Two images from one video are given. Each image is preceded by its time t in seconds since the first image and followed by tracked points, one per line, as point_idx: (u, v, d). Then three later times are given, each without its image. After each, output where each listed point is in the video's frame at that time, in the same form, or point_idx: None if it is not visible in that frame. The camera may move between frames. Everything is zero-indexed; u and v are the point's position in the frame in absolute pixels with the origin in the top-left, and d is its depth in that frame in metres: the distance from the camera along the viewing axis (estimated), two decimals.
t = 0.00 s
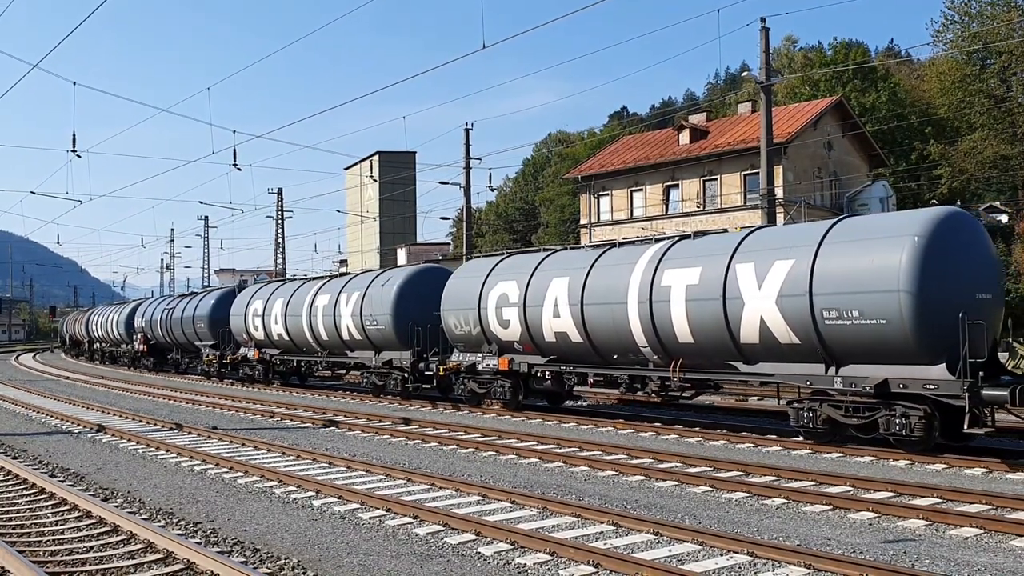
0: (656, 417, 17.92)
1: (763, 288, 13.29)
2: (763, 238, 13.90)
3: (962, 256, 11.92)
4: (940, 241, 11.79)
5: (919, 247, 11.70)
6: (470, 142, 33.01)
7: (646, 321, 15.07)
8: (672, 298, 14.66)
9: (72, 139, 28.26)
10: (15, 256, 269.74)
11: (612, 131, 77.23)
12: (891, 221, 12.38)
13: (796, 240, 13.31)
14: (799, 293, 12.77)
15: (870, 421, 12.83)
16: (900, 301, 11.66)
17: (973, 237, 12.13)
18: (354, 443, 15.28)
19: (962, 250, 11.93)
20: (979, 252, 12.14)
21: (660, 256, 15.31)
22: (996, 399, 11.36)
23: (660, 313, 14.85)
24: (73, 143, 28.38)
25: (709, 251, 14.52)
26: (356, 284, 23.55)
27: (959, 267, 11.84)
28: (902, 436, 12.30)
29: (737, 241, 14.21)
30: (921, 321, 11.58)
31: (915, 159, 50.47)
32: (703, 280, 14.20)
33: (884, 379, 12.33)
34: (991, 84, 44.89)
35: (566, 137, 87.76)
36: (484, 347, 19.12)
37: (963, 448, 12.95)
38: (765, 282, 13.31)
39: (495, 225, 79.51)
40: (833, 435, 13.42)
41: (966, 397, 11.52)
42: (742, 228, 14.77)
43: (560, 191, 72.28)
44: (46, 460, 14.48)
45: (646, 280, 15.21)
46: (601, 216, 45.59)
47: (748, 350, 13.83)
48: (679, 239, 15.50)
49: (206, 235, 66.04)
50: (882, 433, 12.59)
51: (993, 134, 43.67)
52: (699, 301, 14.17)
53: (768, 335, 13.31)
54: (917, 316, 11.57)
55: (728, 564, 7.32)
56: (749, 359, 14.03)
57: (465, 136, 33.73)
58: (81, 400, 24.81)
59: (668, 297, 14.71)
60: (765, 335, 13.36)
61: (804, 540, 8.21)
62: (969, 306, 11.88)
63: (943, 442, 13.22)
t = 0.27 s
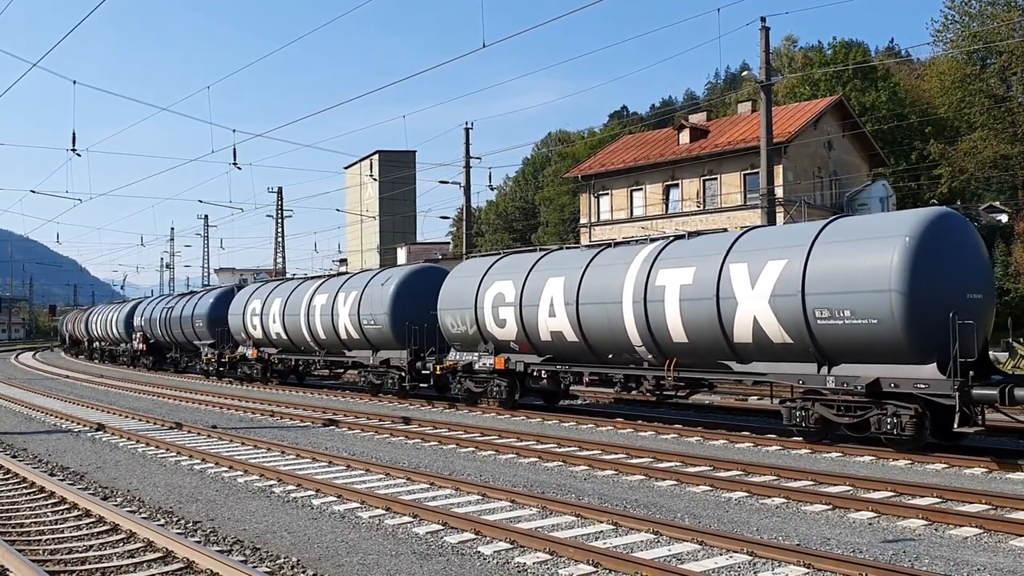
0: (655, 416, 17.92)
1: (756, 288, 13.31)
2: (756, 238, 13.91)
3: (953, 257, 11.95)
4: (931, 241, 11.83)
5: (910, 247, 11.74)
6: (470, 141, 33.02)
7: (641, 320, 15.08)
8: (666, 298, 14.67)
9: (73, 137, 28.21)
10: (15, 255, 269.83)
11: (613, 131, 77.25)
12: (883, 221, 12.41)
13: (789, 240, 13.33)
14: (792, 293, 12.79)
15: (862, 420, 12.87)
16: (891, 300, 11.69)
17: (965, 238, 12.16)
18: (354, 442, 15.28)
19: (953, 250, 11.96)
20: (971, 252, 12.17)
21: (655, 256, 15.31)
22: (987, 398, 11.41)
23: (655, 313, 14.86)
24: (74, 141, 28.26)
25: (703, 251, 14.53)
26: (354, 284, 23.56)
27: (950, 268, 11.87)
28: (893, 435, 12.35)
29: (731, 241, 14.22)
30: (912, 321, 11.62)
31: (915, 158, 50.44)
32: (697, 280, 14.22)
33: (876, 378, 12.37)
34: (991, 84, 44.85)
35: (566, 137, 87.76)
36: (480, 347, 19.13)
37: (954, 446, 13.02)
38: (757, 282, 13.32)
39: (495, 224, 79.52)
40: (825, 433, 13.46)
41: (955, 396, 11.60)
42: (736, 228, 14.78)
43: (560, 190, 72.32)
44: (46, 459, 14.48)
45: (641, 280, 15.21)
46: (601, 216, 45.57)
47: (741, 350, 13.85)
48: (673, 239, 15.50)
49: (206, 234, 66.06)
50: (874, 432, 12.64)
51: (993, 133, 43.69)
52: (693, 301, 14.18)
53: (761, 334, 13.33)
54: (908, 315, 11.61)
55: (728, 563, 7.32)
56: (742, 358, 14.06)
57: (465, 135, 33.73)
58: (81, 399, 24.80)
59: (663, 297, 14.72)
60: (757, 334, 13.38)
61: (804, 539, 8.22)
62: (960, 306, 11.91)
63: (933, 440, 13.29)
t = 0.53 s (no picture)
0: (655, 416, 17.92)
1: (749, 288, 13.34)
2: (749, 239, 13.93)
3: (944, 258, 12.01)
4: (921, 243, 11.89)
5: (901, 248, 11.80)
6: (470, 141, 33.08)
7: (635, 320, 15.10)
8: (660, 298, 14.69)
9: (73, 137, 28.17)
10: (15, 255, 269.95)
11: (613, 131, 77.28)
12: (875, 222, 12.47)
13: (782, 241, 13.36)
14: (785, 293, 12.83)
15: (854, 420, 12.94)
16: (882, 300, 11.76)
17: (955, 239, 12.23)
18: (354, 442, 15.28)
19: (944, 251, 12.03)
20: (961, 254, 12.23)
21: (650, 257, 15.32)
22: (978, 398, 11.49)
23: (649, 313, 14.87)
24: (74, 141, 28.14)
25: (697, 251, 14.55)
26: (351, 284, 23.56)
27: (941, 269, 11.94)
28: (884, 435, 12.44)
29: (725, 241, 14.25)
30: (902, 321, 11.69)
31: (916, 158, 50.42)
32: (691, 280, 14.24)
33: (867, 377, 12.44)
34: (991, 84, 44.86)
35: (566, 137, 87.71)
36: (477, 347, 19.14)
37: (944, 444, 13.10)
38: (751, 282, 13.35)
39: (495, 224, 79.52)
40: (818, 433, 13.54)
41: (946, 396, 11.66)
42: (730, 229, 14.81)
43: (561, 190, 72.35)
44: (45, 459, 14.47)
45: (636, 280, 15.23)
46: (601, 215, 45.52)
47: (735, 349, 13.89)
48: (668, 240, 15.52)
49: (206, 234, 66.05)
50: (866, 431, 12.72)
51: (993, 134, 43.70)
52: (687, 301, 14.20)
53: (754, 334, 13.36)
54: (898, 316, 11.68)
55: (729, 563, 7.32)
56: (736, 358, 14.10)
57: (466, 135, 33.74)
58: (81, 399, 24.79)
59: (657, 297, 14.74)
60: (751, 334, 13.41)
61: (804, 539, 8.22)
62: (950, 307, 11.98)
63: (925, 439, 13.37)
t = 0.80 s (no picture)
0: (654, 416, 17.92)
1: (742, 288, 13.34)
2: (743, 239, 13.93)
3: (936, 258, 12.01)
4: (913, 243, 11.89)
5: (892, 248, 11.81)
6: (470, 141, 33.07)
7: (630, 320, 15.10)
8: (655, 298, 14.69)
9: (72, 136, 28.13)
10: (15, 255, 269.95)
11: (613, 131, 77.32)
12: (868, 222, 12.48)
13: (776, 241, 13.36)
14: (777, 293, 12.84)
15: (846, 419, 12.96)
16: (873, 300, 11.77)
17: (947, 240, 12.24)
18: (354, 441, 15.28)
19: (936, 251, 12.03)
20: (953, 254, 12.23)
21: (644, 257, 15.32)
22: (968, 397, 11.53)
23: (644, 312, 14.87)
24: (74, 141, 28.08)
25: (692, 251, 14.55)
26: (349, 284, 23.55)
27: (932, 269, 11.94)
28: (876, 434, 12.47)
29: (718, 241, 14.26)
30: (894, 321, 11.70)
31: (916, 158, 50.40)
32: (685, 280, 14.24)
33: (859, 377, 12.45)
34: (991, 84, 44.98)
35: (566, 136, 87.71)
36: (474, 346, 19.13)
37: (935, 443, 13.14)
38: (744, 282, 13.35)
39: (495, 224, 79.53)
40: (811, 431, 13.56)
41: (936, 395, 11.70)
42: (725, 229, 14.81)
43: (561, 190, 72.38)
44: (45, 458, 14.46)
45: (631, 280, 15.23)
46: (601, 215, 45.50)
47: (728, 349, 13.89)
48: (663, 239, 15.52)
49: (206, 233, 66.01)
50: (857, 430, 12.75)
51: (993, 133, 43.69)
52: (681, 301, 14.20)
53: (747, 334, 13.36)
54: (890, 315, 11.69)
55: (729, 563, 7.32)
56: (729, 357, 14.10)
57: (466, 135, 33.74)
58: (80, 398, 24.77)
59: (652, 297, 14.74)
60: (744, 334, 13.42)
61: (804, 538, 8.22)
62: (941, 307, 11.98)
63: (917, 437, 13.40)
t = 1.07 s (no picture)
0: (654, 415, 17.90)
1: (735, 288, 13.36)
2: (737, 240, 13.95)
3: (926, 259, 12.01)
4: (904, 243, 11.90)
5: (883, 249, 11.82)
6: (470, 140, 33.18)
7: (625, 320, 15.11)
8: (649, 298, 14.70)
9: (72, 136, 28.08)
10: (15, 254, 270.20)
11: (613, 130, 77.37)
12: (859, 223, 12.49)
13: (769, 241, 13.38)
14: (769, 293, 12.88)
15: (837, 418, 12.98)
16: (864, 300, 11.78)
17: (938, 241, 12.23)
18: (354, 441, 15.26)
19: (927, 252, 12.04)
20: (944, 254, 12.24)
21: (639, 257, 15.33)
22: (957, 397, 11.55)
23: (639, 312, 14.87)
24: (73, 140, 28.00)
25: (686, 251, 14.57)
26: (347, 283, 23.54)
27: (923, 270, 11.94)
28: (867, 433, 12.49)
29: (712, 242, 14.28)
30: (884, 321, 11.71)
31: (916, 158, 50.38)
32: (679, 280, 14.25)
33: (850, 377, 12.45)
34: (991, 84, 45.08)
35: (566, 136, 87.76)
36: (470, 345, 19.12)
37: (927, 442, 13.15)
38: (737, 282, 13.37)
39: (495, 223, 79.55)
40: (803, 431, 13.57)
41: (926, 394, 11.69)
42: (719, 230, 14.82)
43: (561, 190, 72.40)
44: (45, 458, 14.44)
45: (626, 280, 15.25)
46: (601, 215, 45.50)
47: (721, 348, 13.90)
48: (658, 240, 15.54)
49: (206, 232, 65.96)
50: (849, 429, 12.76)
51: (993, 133, 43.65)
52: (675, 301, 14.22)
53: (740, 334, 13.38)
54: (880, 316, 11.70)
55: (729, 562, 7.32)
56: (723, 357, 14.11)
57: (466, 134, 33.74)
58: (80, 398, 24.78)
59: (646, 297, 14.75)
60: (737, 334, 13.44)
61: (804, 538, 8.22)
62: (933, 307, 11.97)
63: (909, 437, 13.42)
